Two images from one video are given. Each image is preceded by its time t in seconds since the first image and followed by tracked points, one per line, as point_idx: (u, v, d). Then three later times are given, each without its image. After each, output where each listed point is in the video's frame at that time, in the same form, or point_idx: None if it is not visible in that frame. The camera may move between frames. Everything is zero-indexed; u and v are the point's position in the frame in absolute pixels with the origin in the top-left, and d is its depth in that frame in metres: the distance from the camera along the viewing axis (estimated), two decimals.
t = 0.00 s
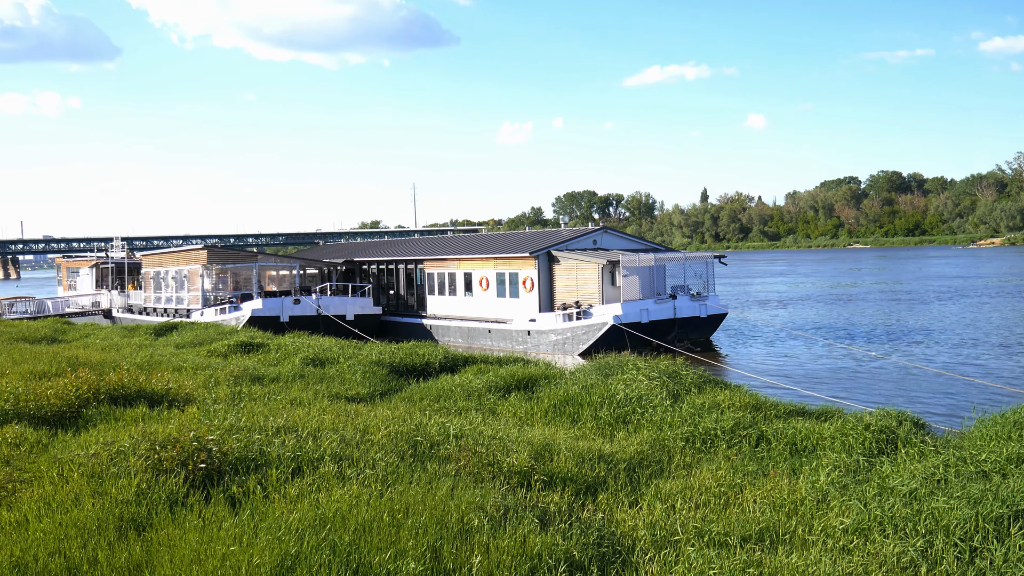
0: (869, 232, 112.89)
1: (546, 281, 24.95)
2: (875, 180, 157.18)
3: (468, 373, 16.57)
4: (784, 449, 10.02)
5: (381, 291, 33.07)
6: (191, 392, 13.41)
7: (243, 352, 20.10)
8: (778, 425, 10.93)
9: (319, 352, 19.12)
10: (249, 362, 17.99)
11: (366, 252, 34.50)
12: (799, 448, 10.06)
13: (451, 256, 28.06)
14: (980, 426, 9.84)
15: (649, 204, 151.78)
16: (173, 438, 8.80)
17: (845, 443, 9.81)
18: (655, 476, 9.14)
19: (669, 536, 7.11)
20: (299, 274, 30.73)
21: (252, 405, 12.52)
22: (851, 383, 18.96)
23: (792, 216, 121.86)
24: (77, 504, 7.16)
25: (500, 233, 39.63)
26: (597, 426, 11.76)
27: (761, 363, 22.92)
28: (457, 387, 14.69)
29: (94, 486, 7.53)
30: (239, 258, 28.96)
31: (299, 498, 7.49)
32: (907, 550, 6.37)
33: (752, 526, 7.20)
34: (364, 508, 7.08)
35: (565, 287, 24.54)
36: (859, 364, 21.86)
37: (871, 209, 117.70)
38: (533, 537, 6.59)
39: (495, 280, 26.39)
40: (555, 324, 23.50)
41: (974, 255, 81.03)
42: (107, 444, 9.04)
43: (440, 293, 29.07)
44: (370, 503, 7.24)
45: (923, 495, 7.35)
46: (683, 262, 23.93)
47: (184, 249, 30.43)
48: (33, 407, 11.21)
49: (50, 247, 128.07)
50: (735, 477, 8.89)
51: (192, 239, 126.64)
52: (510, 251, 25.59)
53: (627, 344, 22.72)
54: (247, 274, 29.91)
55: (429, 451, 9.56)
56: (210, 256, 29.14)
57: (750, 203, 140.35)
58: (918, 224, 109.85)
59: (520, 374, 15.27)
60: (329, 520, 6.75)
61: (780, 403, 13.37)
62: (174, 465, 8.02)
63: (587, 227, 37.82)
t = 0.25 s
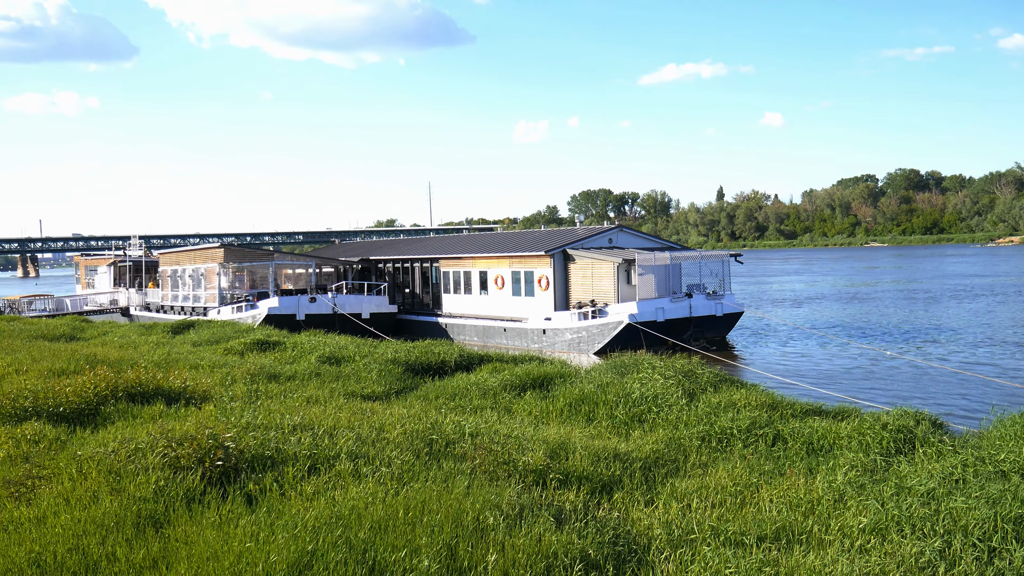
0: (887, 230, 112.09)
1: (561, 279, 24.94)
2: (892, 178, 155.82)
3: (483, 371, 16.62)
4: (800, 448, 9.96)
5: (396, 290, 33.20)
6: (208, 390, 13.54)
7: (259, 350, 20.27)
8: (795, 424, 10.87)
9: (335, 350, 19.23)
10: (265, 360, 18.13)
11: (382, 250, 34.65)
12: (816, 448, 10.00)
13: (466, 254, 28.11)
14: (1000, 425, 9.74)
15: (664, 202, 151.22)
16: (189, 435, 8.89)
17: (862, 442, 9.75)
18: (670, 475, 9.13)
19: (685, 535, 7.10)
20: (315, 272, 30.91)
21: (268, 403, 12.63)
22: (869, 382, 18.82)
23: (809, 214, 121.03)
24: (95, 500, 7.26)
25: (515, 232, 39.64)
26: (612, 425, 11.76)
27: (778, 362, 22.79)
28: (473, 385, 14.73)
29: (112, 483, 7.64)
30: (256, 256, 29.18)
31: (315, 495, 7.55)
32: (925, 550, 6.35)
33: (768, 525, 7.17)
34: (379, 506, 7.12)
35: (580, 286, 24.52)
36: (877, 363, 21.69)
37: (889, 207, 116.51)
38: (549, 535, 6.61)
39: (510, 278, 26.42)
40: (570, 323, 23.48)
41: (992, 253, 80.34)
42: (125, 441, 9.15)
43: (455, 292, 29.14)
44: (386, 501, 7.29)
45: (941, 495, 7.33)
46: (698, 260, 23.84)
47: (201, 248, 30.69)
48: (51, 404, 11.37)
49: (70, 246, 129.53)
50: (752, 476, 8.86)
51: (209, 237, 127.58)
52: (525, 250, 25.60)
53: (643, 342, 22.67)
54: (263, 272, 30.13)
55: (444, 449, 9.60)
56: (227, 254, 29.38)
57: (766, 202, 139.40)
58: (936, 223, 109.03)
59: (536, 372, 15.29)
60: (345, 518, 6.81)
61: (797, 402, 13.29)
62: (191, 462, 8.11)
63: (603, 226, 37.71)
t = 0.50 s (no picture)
0: (905, 230, 111.24)
1: (577, 279, 24.93)
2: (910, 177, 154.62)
3: (499, 371, 16.66)
4: (818, 449, 9.89)
5: (412, 289, 33.31)
6: (224, 389, 13.67)
7: (276, 349, 20.44)
8: (812, 425, 10.81)
9: (351, 350, 19.33)
10: (283, 359, 18.26)
11: (397, 250, 34.78)
12: (834, 448, 9.93)
13: (482, 254, 28.16)
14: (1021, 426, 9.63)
15: (680, 202, 150.63)
16: (207, 434, 8.99)
17: (880, 443, 9.68)
18: (686, 476, 9.11)
19: (701, 536, 7.08)
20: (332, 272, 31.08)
21: (285, 402, 12.74)
22: (887, 382, 18.65)
23: (826, 214, 120.20)
24: (113, 499, 7.35)
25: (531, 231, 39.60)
26: (628, 425, 11.75)
27: (795, 362, 22.62)
28: (489, 385, 14.77)
29: (130, 482, 7.74)
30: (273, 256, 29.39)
31: (331, 494, 7.61)
32: (944, 552, 6.32)
33: (785, 526, 7.14)
34: (396, 505, 7.17)
35: (596, 286, 24.50)
36: (895, 363, 21.50)
37: (907, 206, 115.41)
38: (565, 535, 6.62)
39: (526, 278, 26.43)
40: (586, 322, 23.45)
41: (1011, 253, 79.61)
42: (143, 439, 9.26)
43: (471, 291, 29.20)
44: (403, 500, 7.33)
45: (960, 497, 7.29)
46: (715, 260, 23.74)
47: (219, 247, 30.94)
48: (71, 402, 11.53)
49: (90, 246, 130.94)
50: (768, 477, 8.81)
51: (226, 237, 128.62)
52: (541, 250, 25.60)
53: (659, 342, 22.59)
54: (280, 271, 30.34)
55: (460, 449, 9.63)
56: (244, 254, 29.60)
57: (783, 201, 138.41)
58: (954, 223, 108.20)
59: (552, 372, 15.29)
60: (362, 517, 6.85)
61: (814, 402, 13.20)
62: (209, 460, 8.20)
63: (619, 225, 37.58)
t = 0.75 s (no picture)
0: (919, 230, 110.74)
1: (589, 279, 24.91)
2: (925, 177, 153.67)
3: (512, 371, 16.69)
4: (831, 450, 9.85)
5: (424, 289, 33.40)
6: (237, 388, 13.77)
7: (289, 349, 20.57)
8: (825, 426, 10.76)
9: (364, 350, 19.41)
10: (296, 359, 18.37)
11: (410, 250, 34.89)
12: (847, 449, 9.89)
13: (494, 254, 28.19)
14: None
15: (693, 202, 150.15)
16: (220, 433, 9.06)
17: (893, 444, 9.63)
18: (699, 476, 9.09)
19: (714, 537, 7.07)
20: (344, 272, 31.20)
21: (297, 402, 12.82)
22: (902, 383, 18.51)
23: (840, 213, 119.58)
24: (127, 497, 7.43)
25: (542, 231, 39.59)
26: (641, 425, 11.74)
27: (809, 363, 22.49)
28: (501, 385, 14.80)
29: (145, 480, 7.82)
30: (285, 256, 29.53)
31: (344, 493, 7.66)
32: (959, 554, 6.29)
33: (798, 527, 7.12)
34: (408, 505, 7.20)
35: (608, 286, 24.47)
36: (910, 364, 21.34)
37: (921, 206, 114.54)
38: (577, 535, 6.64)
39: (539, 278, 26.44)
40: (598, 322, 23.43)
41: None
42: (157, 438, 9.35)
43: (483, 291, 29.24)
44: (415, 500, 7.37)
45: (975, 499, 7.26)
46: (728, 260, 23.66)
47: (232, 248, 31.14)
48: (85, 401, 11.65)
49: (106, 246, 132.07)
50: (781, 478, 8.79)
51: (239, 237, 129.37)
52: (553, 250, 25.60)
53: (671, 343, 22.53)
54: (293, 271, 30.50)
55: (472, 449, 9.67)
56: (257, 254, 29.76)
57: (796, 201, 137.61)
58: (969, 223, 107.57)
59: (564, 372, 15.30)
60: (375, 516, 6.89)
61: (827, 402, 13.16)
62: (222, 459, 8.27)
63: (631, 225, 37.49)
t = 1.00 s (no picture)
0: (932, 230, 110.26)
1: (601, 280, 24.89)
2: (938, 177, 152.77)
3: (524, 371, 16.71)
4: (844, 451, 9.81)
5: (436, 289, 33.48)
6: (250, 388, 13.85)
7: (302, 349, 20.67)
8: (838, 427, 10.72)
9: (376, 350, 19.47)
10: (308, 359, 18.45)
11: (422, 250, 35.00)
12: (861, 450, 9.84)
13: (506, 254, 28.22)
14: None
15: (705, 202, 149.61)
16: (233, 433, 9.12)
17: (907, 445, 9.57)
18: (711, 477, 9.07)
19: (727, 538, 7.05)
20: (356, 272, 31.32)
21: (310, 401, 12.90)
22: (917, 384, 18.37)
23: (853, 213, 118.92)
24: (141, 497, 7.49)
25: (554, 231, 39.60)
26: (653, 425, 11.72)
27: (822, 364, 22.37)
28: (513, 385, 14.82)
29: (159, 480, 7.88)
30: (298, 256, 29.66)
31: (357, 493, 7.70)
32: (974, 557, 6.26)
33: (811, 529, 7.09)
34: (420, 505, 7.22)
35: (621, 286, 24.43)
36: (924, 365, 21.18)
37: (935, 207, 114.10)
38: (590, 536, 6.64)
39: (550, 278, 26.44)
40: (611, 323, 23.40)
41: None
42: (170, 438, 9.43)
43: (495, 292, 29.27)
44: (428, 500, 7.40)
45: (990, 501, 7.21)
46: (741, 260, 23.58)
47: (245, 248, 31.31)
48: (99, 401, 11.75)
49: (120, 246, 133.08)
50: (794, 479, 8.75)
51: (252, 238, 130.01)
52: (566, 250, 25.58)
53: (684, 343, 22.47)
54: (305, 271, 30.64)
55: (485, 449, 9.69)
56: (269, 254, 29.93)
57: (808, 201, 136.86)
58: (983, 223, 106.93)
59: (576, 372, 15.30)
60: (387, 516, 6.92)
61: (840, 403, 13.10)
62: (235, 459, 8.33)
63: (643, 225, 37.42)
